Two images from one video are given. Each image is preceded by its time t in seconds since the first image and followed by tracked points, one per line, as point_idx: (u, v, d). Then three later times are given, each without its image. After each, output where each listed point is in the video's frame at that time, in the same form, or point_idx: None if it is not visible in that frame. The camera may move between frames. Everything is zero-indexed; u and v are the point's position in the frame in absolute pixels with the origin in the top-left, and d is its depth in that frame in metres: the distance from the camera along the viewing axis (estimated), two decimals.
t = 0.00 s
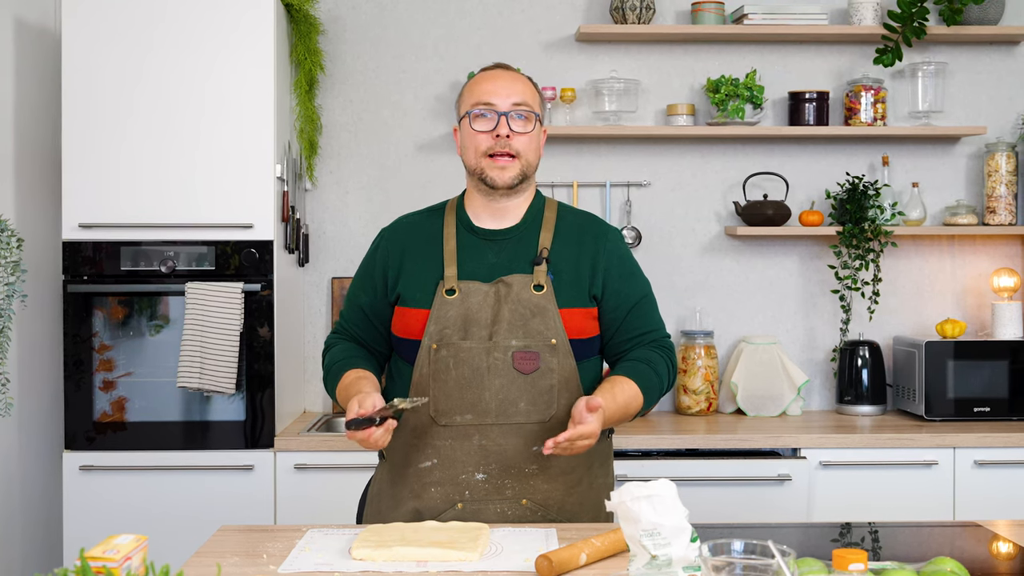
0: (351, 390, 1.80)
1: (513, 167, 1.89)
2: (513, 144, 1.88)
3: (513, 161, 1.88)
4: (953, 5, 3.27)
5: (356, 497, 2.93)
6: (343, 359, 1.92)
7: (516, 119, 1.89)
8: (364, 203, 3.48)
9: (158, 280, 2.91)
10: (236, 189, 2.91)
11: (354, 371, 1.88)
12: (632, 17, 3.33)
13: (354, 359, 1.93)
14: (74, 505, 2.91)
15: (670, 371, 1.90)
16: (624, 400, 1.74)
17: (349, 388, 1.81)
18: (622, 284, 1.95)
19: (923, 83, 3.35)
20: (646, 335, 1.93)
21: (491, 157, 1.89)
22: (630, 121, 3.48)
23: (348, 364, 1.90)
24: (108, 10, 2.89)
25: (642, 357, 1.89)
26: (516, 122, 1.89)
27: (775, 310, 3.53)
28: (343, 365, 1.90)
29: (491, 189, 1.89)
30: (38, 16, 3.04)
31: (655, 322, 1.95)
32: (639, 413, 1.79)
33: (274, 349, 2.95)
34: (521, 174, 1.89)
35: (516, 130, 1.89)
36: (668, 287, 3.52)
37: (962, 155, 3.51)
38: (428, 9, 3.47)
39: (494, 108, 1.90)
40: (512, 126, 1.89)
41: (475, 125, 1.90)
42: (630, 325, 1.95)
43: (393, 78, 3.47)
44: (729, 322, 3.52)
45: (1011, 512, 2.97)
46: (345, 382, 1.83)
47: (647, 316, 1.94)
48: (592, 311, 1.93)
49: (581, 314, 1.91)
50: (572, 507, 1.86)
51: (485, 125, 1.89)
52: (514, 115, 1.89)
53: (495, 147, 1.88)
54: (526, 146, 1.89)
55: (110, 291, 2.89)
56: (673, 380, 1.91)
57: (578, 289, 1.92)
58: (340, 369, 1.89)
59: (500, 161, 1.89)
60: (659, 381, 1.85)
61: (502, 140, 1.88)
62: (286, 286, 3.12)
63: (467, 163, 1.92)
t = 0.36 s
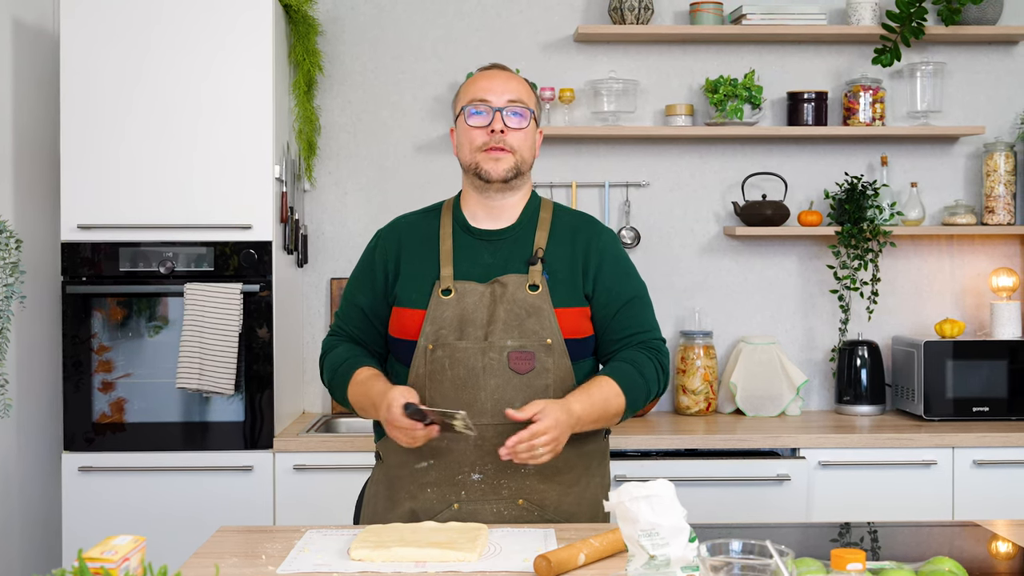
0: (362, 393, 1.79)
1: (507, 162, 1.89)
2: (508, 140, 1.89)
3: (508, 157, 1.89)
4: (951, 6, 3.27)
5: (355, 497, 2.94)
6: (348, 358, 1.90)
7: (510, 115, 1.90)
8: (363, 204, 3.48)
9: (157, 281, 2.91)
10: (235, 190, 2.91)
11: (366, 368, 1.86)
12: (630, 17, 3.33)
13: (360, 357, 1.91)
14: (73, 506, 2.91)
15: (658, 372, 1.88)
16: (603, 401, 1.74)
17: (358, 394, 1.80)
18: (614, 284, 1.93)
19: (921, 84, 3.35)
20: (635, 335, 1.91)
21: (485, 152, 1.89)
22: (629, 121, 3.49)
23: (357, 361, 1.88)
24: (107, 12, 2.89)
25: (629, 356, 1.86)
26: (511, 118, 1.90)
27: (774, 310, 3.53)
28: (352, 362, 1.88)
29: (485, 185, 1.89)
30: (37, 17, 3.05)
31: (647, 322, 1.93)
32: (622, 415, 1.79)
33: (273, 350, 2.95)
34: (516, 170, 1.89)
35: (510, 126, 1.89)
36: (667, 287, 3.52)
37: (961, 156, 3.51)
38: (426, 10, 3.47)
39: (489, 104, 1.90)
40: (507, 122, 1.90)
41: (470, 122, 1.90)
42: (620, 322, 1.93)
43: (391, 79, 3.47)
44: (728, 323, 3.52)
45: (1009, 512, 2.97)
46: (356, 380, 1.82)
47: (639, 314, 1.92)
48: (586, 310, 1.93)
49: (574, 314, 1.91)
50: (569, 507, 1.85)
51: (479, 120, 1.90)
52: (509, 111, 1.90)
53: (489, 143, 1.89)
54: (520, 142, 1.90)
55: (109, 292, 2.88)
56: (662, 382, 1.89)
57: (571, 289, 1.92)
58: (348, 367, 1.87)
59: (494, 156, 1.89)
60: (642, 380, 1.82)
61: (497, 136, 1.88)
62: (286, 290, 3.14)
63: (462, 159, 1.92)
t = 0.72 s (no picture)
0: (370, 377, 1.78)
1: (506, 162, 1.89)
2: (506, 139, 1.89)
3: (506, 157, 1.89)
4: (951, 7, 3.28)
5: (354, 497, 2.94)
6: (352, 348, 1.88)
7: (508, 115, 1.89)
8: (363, 204, 3.48)
9: (157, 280, 2.91)
10: (235, 190, 2.91)
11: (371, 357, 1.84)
12: (630, 18, 3.33)
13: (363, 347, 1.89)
14: (72, 505, 2.90)
15: (653, 366, 1.86)
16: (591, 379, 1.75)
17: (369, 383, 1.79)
18: (609, 282, 1.93)
19: (921, 85, 3.35)
20: (629, 332, 1.90)
21: (484, 152, 1.89)
22: (628, 122, 3.49)
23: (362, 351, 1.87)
24: (107, 11, 2.89)
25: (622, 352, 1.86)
26: (509, 118, 1.89)
27: (773, 311, 3.53)
28: (358, 351, 1.86)
29: (484, 186, 1.89)
30: (37, 17, 3.04)
31: (643, 319, 1.92)
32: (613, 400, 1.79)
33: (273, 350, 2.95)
34: (514, 170, 1.89)
35: (508, 125, 1.89)
36: (667, 288, 3.52)
37: (961, 157, 3.52)
38: (427, 10, 3.47)
39: (488, 103, 1.90)
40: (505, 122, 1.89)
41: (468, 122, 1.90)
42: (617, 320, 1.92)
43: (392, 79, 3.47)
44: (728, 324, 3.52)
45: (1009, 513, 2.97)
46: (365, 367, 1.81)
47: (635, 312, 1.91)
48: (582, 310, 1.93)
49: (571, 313, 1.91)
50: (568, 508, 1.85)
51: (477, 120, 1.90)
52: (507, 111, 1.90)
53: (488, 143, 1.89)
54: (518, 142, 1.90)
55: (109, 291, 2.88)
56: (656, 379, 1.87)
57: (568, 289, 1.92)
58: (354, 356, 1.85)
59: (492, 156, 1.89)
60: (635, 371, 1.81)
61: (495, 135, 1.88)
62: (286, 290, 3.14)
63: (461, 159, 1.92)
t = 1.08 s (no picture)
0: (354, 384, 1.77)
1: (502, 163, 1.88)
2: (501, 140, 1.88)
3: (502, 157, 1.88)
4: (952, 9, 3.28)
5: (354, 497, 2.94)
6: (344, 354, 1.90)
7: (504, 115, 1.89)
8: (363, 204, 3.48)
9: (157, 280, 2.91)
10: (236, 190, 2.92)
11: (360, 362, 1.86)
12: (631, 19, 3.33)
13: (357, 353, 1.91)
14: (73, 505, 2.91)
15: (657, 371, 1.88)
16: (608, 402, 1.74)
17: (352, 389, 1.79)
18: (610, 285, 1.94)
19: (922, 86, 3.35)
20: (634, 335, 1.92)
21: (480, 153, 1.89)
22: (629, 122, 3.49)
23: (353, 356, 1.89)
24: (108, 12, 2.90)
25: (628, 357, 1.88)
26: (505, 119, 1.89)
27: (773, 312, 3.53)
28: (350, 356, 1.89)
29: (481, 187, 1.89)
30: (39, 17, 3.05)
31: (645, 322, 1.93)
32: (624, 415, 1.79)
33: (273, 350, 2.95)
34: (511, 171, 1.89)
35: (504, 126, 1.89)
36: (666, 289, 3.53)
37: (961, 158, 3.52)
38: (427, 10, 3.48)
39: (483, 104, 1.90)
40: (502, 122, 1.89)
41: (464, 122, 1.90)
42: (619, 323, 1.93)
43: (393, 79, 3.48)
44: (728, 324, 3.53)
45: (1008, 514, 2.97)
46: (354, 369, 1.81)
47: (637, 315, 1.93)
48: (583, 312, 1.94)
49: (571, 316, 1.91)
50: (566, 508, 1.87)
51: (473, 121, 1.90)
52: (503, 111, 1.90)
53: (484, 144, 1.88)
54: (515, 143, 1.89)
55: (109, 291, 2.89)
56: (662, 381, 1.90)
57: (568, 291, 1.93)
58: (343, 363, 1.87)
59: (489, 158, 1.88)
60: (643, 377, 1.84)
61: (491, 136, 1.88)
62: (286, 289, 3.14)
63: (457, 161, 1.92)
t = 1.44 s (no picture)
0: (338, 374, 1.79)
1: (501, 166, 1.89)
2: (499, 142, 1.88)
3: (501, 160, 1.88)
4: (951, 9, 3.28)
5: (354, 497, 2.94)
6: (335, 349, 1.91)
7: (503, 117, 1.89)
8: (363, 204, 3.49)
9: (157, 280, 2.92)
10: (236, 190, 2.92)
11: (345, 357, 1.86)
12: (631, 19, 3.33)
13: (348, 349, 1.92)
14: (73, 504, 2.91)
15: (663, 368, 1.92)
16: (626, 402, 1.76)
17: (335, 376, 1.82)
18: (612, 285, 1.96)
19: (921, 86, 3.36)
20: (639, 334, 1.95)
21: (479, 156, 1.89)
22: (629, 122, 3.49)
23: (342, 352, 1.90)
24: (109, 13, 2.90)
25: (638, 357, 1.90)
26: (503, 120, 1.89)
27: (773, 311, 3.53)
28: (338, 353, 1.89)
29: (479, 190, 1.89)
30: (38, 17, 3.05)
31: (648, 321, 1.96)
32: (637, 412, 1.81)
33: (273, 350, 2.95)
34: (510, 173, 1.89)
35: (502, 128, 1.89)
36: (666, 288, 3.53)
37: (960, 158, 3.52)
38: (427, 10, 3.48)
39: (482, 105, 1.90)
40: (499, 124, 1.89)
41: (462, 124, 1.90)
42: (622, 325, 1.96)
43: (392, 79, 3.48)
44: (727, 324, 3.53)
45: (1008, 513, 2.97)
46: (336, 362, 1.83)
47: (638, 316, 1.96)
48: (584, 313, 1.94)
49: (573, 317, 1.92)
50: (566, 507, 1.88)
51: (471, 124, 1.89)
52: (501, 113, 1.89)
53: (482, 146, 1.89)
54: (513, 145, 1.89)
55: (109, 291, 2.89)
56: (667, 378, 1.93)
57: (571, 292, 1.93)
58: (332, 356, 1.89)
59: (488, 160, 1.88)
60: (652, 375, 1.87)
61: (489, 138, 1.88)
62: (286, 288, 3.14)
63: (456, 163, 1.92)
